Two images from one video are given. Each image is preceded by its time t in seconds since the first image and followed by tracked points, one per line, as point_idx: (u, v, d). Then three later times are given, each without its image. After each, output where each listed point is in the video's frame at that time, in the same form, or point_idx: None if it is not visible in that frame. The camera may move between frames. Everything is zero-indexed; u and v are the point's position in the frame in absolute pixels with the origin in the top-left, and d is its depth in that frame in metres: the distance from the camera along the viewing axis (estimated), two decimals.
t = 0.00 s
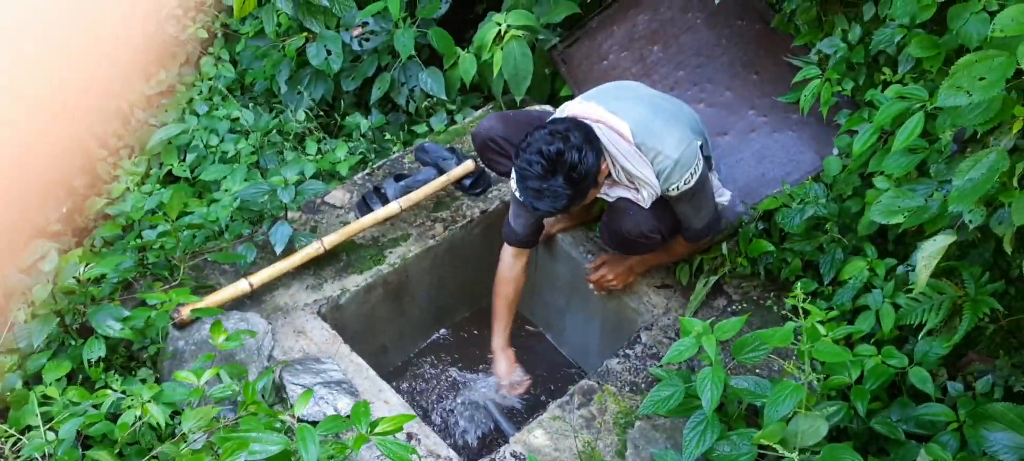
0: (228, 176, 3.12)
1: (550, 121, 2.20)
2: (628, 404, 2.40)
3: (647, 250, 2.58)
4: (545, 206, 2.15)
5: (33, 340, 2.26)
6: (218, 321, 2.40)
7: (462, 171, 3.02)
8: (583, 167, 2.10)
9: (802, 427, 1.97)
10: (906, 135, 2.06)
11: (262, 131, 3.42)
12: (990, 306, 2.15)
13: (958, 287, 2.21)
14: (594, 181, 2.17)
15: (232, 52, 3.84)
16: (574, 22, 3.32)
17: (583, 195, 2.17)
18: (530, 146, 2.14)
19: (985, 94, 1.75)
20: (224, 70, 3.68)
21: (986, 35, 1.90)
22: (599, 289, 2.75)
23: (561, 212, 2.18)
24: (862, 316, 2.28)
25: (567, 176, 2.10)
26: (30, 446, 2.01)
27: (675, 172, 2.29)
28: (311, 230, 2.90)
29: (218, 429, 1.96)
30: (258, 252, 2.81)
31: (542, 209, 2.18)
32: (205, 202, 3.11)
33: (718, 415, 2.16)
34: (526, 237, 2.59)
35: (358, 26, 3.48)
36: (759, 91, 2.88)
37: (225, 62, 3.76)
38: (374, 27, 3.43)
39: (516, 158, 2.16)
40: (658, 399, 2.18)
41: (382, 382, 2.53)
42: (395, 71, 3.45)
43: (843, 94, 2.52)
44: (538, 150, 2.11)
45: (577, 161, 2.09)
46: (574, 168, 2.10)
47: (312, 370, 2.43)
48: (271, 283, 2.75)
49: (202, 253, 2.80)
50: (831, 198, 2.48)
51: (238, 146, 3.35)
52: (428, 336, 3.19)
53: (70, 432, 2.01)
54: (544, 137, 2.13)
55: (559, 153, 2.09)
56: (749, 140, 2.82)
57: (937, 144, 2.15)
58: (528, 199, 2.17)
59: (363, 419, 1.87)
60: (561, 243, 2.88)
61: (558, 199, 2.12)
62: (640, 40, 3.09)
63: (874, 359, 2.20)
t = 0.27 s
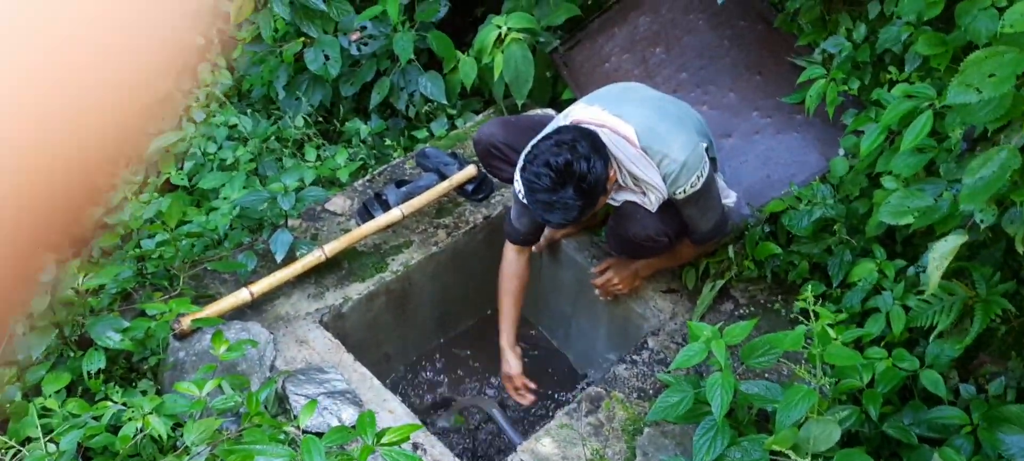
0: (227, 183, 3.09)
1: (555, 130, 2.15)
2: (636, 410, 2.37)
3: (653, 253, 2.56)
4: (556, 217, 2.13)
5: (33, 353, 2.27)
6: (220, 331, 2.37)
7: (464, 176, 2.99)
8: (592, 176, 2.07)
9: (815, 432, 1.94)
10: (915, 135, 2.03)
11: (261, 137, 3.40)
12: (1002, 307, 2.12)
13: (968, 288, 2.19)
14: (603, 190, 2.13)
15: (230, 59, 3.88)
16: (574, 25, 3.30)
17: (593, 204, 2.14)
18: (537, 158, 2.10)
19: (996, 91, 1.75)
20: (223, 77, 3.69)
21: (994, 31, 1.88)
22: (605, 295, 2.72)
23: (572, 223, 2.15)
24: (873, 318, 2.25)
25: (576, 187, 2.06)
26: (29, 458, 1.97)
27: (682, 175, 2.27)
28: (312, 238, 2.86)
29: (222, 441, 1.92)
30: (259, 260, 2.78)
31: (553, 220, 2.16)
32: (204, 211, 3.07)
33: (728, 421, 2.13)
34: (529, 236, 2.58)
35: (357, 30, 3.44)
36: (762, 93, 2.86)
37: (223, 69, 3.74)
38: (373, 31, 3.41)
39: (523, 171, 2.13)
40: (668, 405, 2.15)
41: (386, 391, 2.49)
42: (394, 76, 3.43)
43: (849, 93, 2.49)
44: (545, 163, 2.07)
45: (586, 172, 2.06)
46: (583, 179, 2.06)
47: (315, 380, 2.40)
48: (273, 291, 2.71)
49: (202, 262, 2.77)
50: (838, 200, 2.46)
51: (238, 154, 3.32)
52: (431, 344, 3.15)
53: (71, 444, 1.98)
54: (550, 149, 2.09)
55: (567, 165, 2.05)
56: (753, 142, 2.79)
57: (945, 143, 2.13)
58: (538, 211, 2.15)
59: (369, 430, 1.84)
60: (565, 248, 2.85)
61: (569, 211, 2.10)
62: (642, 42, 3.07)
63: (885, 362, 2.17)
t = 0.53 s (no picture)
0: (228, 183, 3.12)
1: (555, 122, 2.19)
2: (635, 403, 2.40)
3: (650, 247, 2.60)
4: (556, 208, 2.14)
5: (35, 348, 2.25)
6: (222, 327, 2.39)
7: (462, 175, 3.02)
8: (592, 167, 2.10)
9: (810, 421, 1.96)
10: (909, 128, 2.06)
11: (261, 138, 3.42)
12: (995, 298, 2.15)
13: (962, 280, 2.21)
14: (603, 181, 2.16)
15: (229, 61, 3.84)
16: (572, 25, 3.32)
17: (593, 196, 2.16)
18: (537, 149, 2.13)
19: (988, 84, 1.74)
20: (222, 79, 3.68)
21: (987, 25, 1.87)
22: (602, 290, 2.75)
23: (571, 214, 2.17)
24: (867, 310, 2.28)
25: (577, 177, 2.09)
26: (35, 451, 2.00)
27: (680, 167, 2.31)
28: (312, 236, 2.89)
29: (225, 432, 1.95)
30: (260, 259, 2.81)
31: (553, 212, 2.17)
32: (205, 211, 3.10)
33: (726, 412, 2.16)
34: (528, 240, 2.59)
35: (356, 32, 3.42)
36: (759, 90, 2.88)
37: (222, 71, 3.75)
38: (372, 33, 3.41)
39: (524, 162, 2.15)
40: (665, 397, 2.17)
41: (386, 386, 2.52)
42: (393, 77, 3.45)
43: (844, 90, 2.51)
44: (545, 154, 2.10)
45: (586, 162, 2.09)
46: (584, 170, 2.09)
47: (316, 375, 2.42)
48: (274, 289, 2.74)
49: (203, 260, 2.79)
50: (833, 194, 2.48)
51: (238, 154, 3.35)
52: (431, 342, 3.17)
53: (77, 436, 2.01)
54: (551, 140, 2.12)
55: (568, 155, 2.08)
56: (750, 139, 2.82)
57: (939, 137, 2.14)
58: (538, 202, 2.16)
59: (370, 421, 1.87)
60: (563, 245, 2.88)
61: (570, 202, 2.12)
62: (639, 42, 3.10)
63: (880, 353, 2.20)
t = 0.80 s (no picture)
0: (225, 176, 3.16)
1: (547, 115, 2.20)
2: (623, 393, 2.42)
3: (641, 239, 2.62)
4: (547, 201, 2.17)
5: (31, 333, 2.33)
6: (216, 314, 2.42)
7: (456, 169, 3.06)
8: (582, 161, 2.13)
9: (793, 408, 1.99)
10: (893, 121, 2.08)
11: (258, 132, 3.46)
12: (978, 289, 2.17)
13: (946, 272, 2.25)
14: (593, 174, 2.19)
15: (228, 57, 3.85)
16: (566, 21, 3.35)
17: (583, 189, 2.19)
18: (528, 143, 2.14)
19: (968, 75, 1.78)
20: (221, 75, 3.71)
21: (968, 18, 1.92)
22: (593, 283, 2.78)
23: (562, 207, 2.20)
24: (853, 301, 2.30)
25: (568, 171, 2.12)
26: (29, 428, 2.03)
27: (669, 160, 2.32)
28: (307, 228, 2.91)
29: (215, 412, 1.99)
30: (255, 250, 2.83)
31: (544, 205, 2.20)
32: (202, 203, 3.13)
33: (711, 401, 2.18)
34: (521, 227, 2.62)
35: (353, 28, 3.49)
36: (750, 85, 2.91)
37: (221, 67, 3.79)
38: (370, 29, 3.47)
39: (516, 155, 2.16)
40: (652, 386, 2.20)
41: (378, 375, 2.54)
42: (389, 73, 3.50)
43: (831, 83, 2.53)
44: (537, 147, 2.12)
45: (577, 156, 2.11)
46: (575, 163, 2.12)
47: (309, 363, 2.45)
48: (269, 279, 2.76)
49: (199, 251, 2.81)
50: (820, 188, 2.51)
51: (235, 147, 3.38)
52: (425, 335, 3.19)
53: (70, 414, 2.05)
54: (542, 133, 2.14)
55: (560, 148, 2.10)
56: (740, 134, 2.85)
57: (922, 129, 2.17)
58: (529, 195, 2.19)
59: (359, 404, 1.89)
60: (555, 238, 2.91)
61: (561, 195, 2.14)
62: (632, 39, 3.14)
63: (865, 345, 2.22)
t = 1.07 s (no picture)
0: (222, 168, 3.19)
1: (532, 110, 2.24)
2: (609, 382, 2.45)
3: (629, 232, 2.65)
4: (533, 195, 2.21)
5: (26, 315, 2.37)
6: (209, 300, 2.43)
7: (449, 163, 3.08)
8: (567, 153, 2.16)
9: (774, 397, 2.02)
10: (877, 115, 2.10)
11: (256, 125, 3.50)
12: (961, 282, 2.19)
13: (930, 265, 2.27)
14: (579, 167, 2.22)
15: (229, 52, 3.88)
16: (561, 18, 3.38)
17: (570, 181, 2.23)
18: (515, 137, 2.18)
19: (948, 69, 1.80)
20: (220, 69, 3.74)
21: (949, 13, 1.95)
22: (583, 276, 2.81)
23: (549, 200, 2.23)
24: (837, 294, 2.33)
25: (553, 164, 2.15)
26: (19, 403, 2.07)
27: (655, 151, 2.36)
28: (301, 219, 2.95)
29: (203, 391, 2.05)
30: (249, 239, 2.87)
31: (531, 198, 2.23)
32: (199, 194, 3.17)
33: (695, 390, 2.20)
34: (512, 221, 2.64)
35: (350, 23, 3.53)
36: (741, 82, 2.94)
37: (221, 61, 3.82)
38: (366, 24, 3.52)
39: (502, 149, 2.20)
40: (636, 375, 2.22)
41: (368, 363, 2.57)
42: (385, 68, 3.54)
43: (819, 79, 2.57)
44: (522, 141, 2.16)
45: (562, 149, 2.15)
46: (560, 156, 2.15)
47: (300, 349, 2.47)
48: (263, 268, 2.79)
49: (194, 239, 2.85)
50: (808, 183, 2.54)
51: (233, 139, 3.42)
52: (417, 326, 3.22)
53: (58, 390, 2.10)
54: (527, 128, 2.17)
55: (544, 142, 2.13)
56: (730, 130, 2.88)
57: (906, 124, 2.20)
58: (516, 189, 2.22)
59: (345, 386, 1.94)
60: (546, 231, 2.94)
61: (546, 188, 2.18)
62: (625, 36, 3.17)
63: (849, 337, 2.24)
